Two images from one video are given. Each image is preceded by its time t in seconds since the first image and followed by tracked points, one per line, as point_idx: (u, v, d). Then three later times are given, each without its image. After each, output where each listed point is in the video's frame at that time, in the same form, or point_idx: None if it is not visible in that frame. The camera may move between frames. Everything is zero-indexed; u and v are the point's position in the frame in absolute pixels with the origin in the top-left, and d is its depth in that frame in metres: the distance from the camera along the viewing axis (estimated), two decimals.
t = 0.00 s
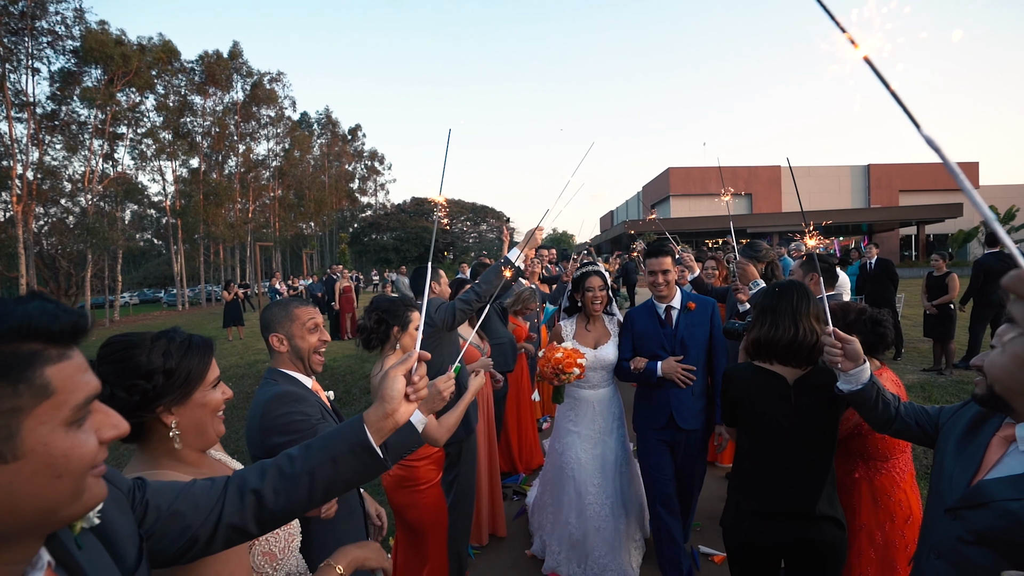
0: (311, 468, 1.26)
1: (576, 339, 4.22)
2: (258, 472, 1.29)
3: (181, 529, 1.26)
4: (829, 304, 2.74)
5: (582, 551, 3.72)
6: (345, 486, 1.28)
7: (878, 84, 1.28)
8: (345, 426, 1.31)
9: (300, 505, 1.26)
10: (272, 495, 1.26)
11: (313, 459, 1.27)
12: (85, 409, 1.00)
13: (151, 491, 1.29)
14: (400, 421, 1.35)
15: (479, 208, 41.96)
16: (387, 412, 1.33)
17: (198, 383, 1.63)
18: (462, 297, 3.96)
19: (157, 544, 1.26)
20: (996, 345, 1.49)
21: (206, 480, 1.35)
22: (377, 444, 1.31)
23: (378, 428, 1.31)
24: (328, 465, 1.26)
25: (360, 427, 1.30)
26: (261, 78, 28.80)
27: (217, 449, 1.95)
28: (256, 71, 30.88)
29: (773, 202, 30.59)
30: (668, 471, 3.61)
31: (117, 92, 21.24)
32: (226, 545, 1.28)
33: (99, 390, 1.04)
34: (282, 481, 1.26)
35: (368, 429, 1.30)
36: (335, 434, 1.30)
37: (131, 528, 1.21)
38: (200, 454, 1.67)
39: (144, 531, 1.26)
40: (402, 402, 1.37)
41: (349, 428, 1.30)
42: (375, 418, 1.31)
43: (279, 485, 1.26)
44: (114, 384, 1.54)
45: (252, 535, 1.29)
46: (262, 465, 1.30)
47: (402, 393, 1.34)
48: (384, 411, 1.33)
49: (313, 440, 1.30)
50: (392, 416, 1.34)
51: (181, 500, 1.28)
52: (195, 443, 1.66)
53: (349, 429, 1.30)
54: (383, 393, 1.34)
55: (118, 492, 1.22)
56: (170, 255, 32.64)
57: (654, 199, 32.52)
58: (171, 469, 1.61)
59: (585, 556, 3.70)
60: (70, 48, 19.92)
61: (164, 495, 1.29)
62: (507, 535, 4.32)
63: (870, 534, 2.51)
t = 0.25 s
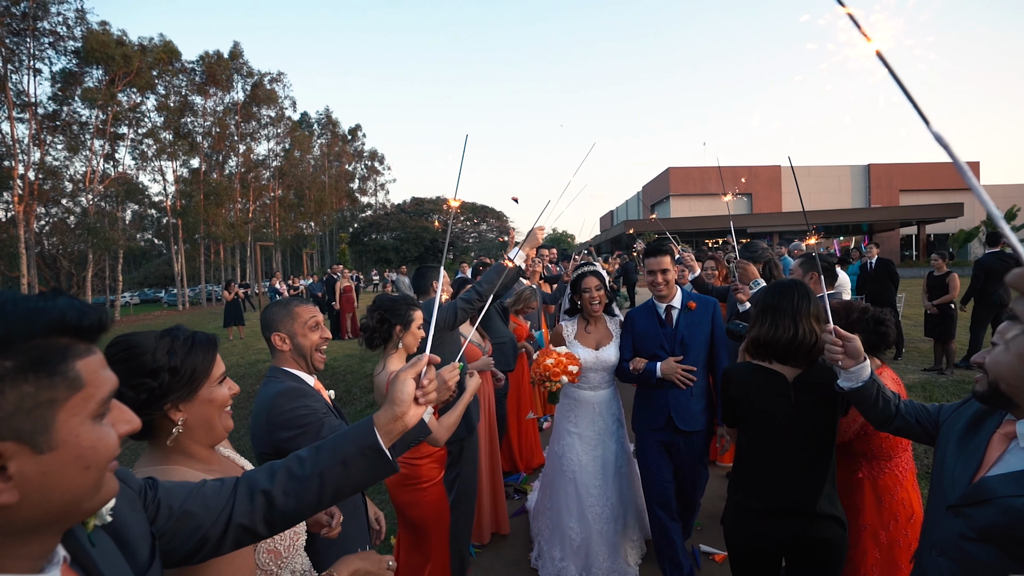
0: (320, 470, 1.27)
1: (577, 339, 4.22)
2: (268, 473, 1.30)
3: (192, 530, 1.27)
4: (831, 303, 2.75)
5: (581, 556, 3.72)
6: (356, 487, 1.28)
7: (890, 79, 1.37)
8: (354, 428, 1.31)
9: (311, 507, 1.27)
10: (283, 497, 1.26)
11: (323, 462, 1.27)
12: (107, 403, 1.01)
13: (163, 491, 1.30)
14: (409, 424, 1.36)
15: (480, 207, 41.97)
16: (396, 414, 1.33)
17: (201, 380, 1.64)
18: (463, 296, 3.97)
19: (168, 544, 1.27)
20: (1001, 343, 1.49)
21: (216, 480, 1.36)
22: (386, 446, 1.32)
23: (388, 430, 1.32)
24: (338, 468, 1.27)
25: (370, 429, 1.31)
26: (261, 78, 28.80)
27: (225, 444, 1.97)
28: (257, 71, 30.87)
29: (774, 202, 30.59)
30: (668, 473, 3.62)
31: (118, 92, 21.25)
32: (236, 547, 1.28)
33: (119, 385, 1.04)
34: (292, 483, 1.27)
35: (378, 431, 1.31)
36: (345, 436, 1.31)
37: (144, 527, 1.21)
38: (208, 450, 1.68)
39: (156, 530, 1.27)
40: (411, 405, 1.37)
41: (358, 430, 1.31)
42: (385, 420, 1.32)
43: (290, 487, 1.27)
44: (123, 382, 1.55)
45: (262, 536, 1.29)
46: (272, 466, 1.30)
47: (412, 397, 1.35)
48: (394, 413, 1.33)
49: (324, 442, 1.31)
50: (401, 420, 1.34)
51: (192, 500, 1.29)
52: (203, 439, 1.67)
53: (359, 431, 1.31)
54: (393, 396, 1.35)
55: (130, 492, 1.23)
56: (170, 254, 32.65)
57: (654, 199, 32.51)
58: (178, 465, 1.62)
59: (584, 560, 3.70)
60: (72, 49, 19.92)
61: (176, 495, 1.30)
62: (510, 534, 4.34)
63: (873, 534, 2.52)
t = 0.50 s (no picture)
0: (329, 470, 1.27)
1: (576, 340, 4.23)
2: (276, 472, 1.31)
3: (201, 529, 1.27)
4: (831, 301, 2.76)
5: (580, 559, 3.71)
6: (363, 486, 1.29)
7: (897, 72, 1.41)
8: (363, 427, 1.32)
9: (318, 506, 1.27)
10: (291, 496, 1.27)
11: (331, 462, 1.28)
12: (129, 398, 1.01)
13: (173, 489, 1.31)
14: (417, 424, 1.37)
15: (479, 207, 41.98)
16: (404, 415, 1.35)
17: (210, 376, 1.65)
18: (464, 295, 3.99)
19: (179, 543, 1.27)
20: (999, 339, 1.50)
21: (224, 479, 1.37)
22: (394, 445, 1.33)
23: (396, 431, 1.33)
24: (346, 468, 1.28)
25: (378, 429, 1.32)
26: (261, 78, 28.81)
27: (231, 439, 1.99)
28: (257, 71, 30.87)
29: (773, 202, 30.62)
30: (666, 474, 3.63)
31: (117, 92, 21.25)
32: (245, 546, 1.29)
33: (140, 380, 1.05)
34: (301, 482, 1.27)
35: (386, 431, 1.32)
36: (352, 436, 1.32)
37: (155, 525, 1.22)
38: (216, 444, 1.70)
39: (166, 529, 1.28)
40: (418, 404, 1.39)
41: (367, 429, 1.32)
42: (393, 421, 1.33)
43: (298, 487, 1.27)
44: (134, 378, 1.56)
45: (271, 535, 1.30)
46: (281, 465, 1.31)
47: (419, 397, 1.38)
48: (402, 414, 1.34)
49: (332, 441, 1.32)
50: (409, 420, 1.35)
51: (202, 499, 1.30)
52: (212, 434, 1.68)
53: (367, 430, 1.32)
54: (402, 397, 1.36)
55: (142, 492, 1.23)
56: (170, 254, 32.67)
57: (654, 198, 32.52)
58: (186, 460, 1.63)
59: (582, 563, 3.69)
60: (71, 48, 19.90)
61: (186, 494, 1.31)
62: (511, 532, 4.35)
63: (875, 532, 2.52)
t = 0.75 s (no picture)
0: (337, 467, 1.28)
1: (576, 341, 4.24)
2: (285, 469, 1.32)
3: (213, 526, 1.28)
4: (832, 299, 2.76)
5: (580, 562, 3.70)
6: (370, 485, 1.30)
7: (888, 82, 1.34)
8: (370, 427, 1.34)
9: (326, 503, 1.28)
10: (300, 492, 1.28)
11: (340, 460, 1.29)
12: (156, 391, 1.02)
13: (185, 486, 1.32)
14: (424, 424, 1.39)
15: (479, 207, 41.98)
16: (412, 416, 1.36)
17: (219, 371, 1.67)
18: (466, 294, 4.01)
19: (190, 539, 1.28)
20: (996, 337, 1.50)
21: (233, 477, 1.38)
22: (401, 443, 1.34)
23: (404, 430, 1.35)
24: (355, 466, 1.29)
25: (386, 429, 1.33)
26: (261, 78, 28.83)
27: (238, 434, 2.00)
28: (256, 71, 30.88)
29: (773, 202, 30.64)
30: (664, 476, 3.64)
31: (117, 92, 21.25)
32: (254, 543, 1.30)
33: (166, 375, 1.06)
34: (309, 480, 1.29)
35: (393, 431, 1.33)
36: (360, 434, 1.33)
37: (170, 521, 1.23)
38: (225, 439, 1.71)
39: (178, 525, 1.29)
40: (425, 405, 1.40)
41: (375, 429, 1.33)
42: (401, 421, 1.34)
43: (307, 484, 1.29)
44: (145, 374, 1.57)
45: (280, 532, 1.31)
46: (290, 463, 1.32)
47: (426, 397, 1.40)
48: (409, 414, 1.36)
49: (341, 440, 1.33)
50: (416, 420, 1.37)
51: (214, 496, 1.30)
52: (221, 430, 1.70)
53: (375, 430, 1.33)
54: (409, 398, 1.37)
55: (155, 489, 1.24)
56: (171, 254, 32.69)
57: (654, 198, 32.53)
58: (195, 455, 1.64)
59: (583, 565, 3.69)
60: (72, 48, 19.90)
61: (197, 491, 1.32)
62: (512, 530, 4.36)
63: (876, 529, 2.53)
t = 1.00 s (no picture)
0: (347, 465, 1.30)
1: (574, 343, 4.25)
2: (295, 467, 1.33)
3: (227, 523, 1.29)
4: (832, 298, 2.77)
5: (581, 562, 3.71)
6: (379, 482, 1.31)
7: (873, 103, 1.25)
8: (379, 425, 1.35)
9: (335, 501, 1.30)
10: (309, 490, 1.30)
11: (349, 458, 1.31)
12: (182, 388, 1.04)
13: (198, 484, 1.34)
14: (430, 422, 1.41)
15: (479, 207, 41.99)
16: (419, 415, 1.38)
17: (228, 367, 1.68)
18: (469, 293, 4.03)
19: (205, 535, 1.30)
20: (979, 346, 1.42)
21: (243, 475, 1.39)
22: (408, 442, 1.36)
23: (412, 428, 1.37)
24: (365, 464, 1.31)
25: (394, 427, 1.35)
26: (261, 78, 28.86)
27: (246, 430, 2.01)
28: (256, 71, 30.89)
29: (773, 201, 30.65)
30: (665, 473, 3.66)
31: (118, 92, 21.25)
32: (264, 540, 1.31)
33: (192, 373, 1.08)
34: (319, 478, 1.30)
35: (401, 429, 1.35)
36: (370, 432, 1.35)
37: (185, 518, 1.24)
38: (235, 435, 1.73)
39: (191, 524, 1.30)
40: (431, 404, 1.42)
41: (383, 426, 1.35)
42: (408, 421, 1.37)
43: (317, 481, 1.30)
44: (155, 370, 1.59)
45: (290, 529, 1.32)
46: (300, 461, 1.34)
47: (433, 397, 1.42)
48: (417, 414, 1.38)
49: (349, 438, 1.35)
50: (423, 419, 1.39)
51: (228, 492, 1.32)
52: (231, 425, 1.72)
53: (384, 427, 1.35)
54: (416, 396, 1.40)
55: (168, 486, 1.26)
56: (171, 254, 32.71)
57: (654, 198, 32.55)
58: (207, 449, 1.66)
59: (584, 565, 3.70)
60: (72, 48, 19.89)
61: (210, 488, 1.33)
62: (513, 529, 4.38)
63: (875, 526, 2.54)
